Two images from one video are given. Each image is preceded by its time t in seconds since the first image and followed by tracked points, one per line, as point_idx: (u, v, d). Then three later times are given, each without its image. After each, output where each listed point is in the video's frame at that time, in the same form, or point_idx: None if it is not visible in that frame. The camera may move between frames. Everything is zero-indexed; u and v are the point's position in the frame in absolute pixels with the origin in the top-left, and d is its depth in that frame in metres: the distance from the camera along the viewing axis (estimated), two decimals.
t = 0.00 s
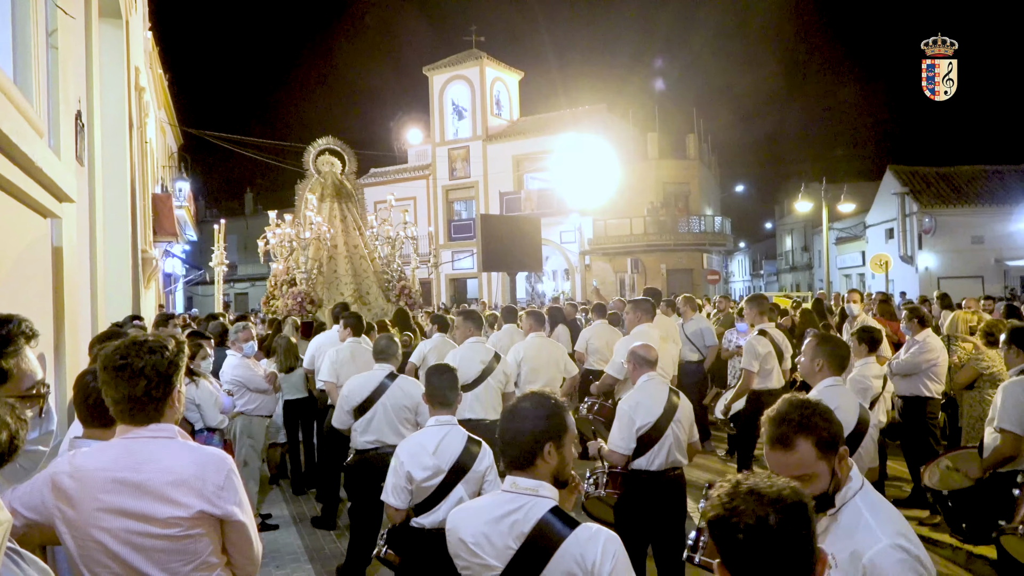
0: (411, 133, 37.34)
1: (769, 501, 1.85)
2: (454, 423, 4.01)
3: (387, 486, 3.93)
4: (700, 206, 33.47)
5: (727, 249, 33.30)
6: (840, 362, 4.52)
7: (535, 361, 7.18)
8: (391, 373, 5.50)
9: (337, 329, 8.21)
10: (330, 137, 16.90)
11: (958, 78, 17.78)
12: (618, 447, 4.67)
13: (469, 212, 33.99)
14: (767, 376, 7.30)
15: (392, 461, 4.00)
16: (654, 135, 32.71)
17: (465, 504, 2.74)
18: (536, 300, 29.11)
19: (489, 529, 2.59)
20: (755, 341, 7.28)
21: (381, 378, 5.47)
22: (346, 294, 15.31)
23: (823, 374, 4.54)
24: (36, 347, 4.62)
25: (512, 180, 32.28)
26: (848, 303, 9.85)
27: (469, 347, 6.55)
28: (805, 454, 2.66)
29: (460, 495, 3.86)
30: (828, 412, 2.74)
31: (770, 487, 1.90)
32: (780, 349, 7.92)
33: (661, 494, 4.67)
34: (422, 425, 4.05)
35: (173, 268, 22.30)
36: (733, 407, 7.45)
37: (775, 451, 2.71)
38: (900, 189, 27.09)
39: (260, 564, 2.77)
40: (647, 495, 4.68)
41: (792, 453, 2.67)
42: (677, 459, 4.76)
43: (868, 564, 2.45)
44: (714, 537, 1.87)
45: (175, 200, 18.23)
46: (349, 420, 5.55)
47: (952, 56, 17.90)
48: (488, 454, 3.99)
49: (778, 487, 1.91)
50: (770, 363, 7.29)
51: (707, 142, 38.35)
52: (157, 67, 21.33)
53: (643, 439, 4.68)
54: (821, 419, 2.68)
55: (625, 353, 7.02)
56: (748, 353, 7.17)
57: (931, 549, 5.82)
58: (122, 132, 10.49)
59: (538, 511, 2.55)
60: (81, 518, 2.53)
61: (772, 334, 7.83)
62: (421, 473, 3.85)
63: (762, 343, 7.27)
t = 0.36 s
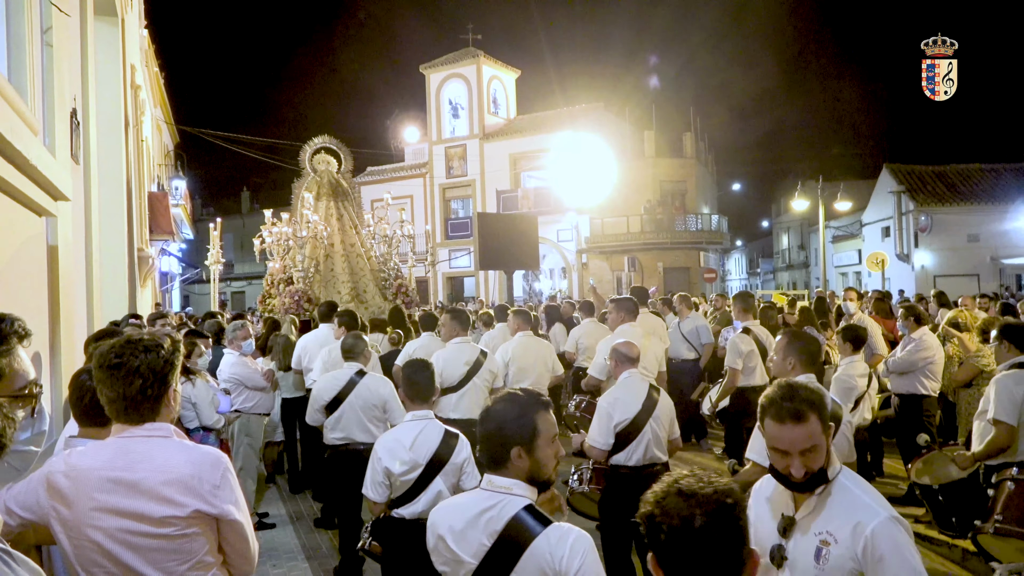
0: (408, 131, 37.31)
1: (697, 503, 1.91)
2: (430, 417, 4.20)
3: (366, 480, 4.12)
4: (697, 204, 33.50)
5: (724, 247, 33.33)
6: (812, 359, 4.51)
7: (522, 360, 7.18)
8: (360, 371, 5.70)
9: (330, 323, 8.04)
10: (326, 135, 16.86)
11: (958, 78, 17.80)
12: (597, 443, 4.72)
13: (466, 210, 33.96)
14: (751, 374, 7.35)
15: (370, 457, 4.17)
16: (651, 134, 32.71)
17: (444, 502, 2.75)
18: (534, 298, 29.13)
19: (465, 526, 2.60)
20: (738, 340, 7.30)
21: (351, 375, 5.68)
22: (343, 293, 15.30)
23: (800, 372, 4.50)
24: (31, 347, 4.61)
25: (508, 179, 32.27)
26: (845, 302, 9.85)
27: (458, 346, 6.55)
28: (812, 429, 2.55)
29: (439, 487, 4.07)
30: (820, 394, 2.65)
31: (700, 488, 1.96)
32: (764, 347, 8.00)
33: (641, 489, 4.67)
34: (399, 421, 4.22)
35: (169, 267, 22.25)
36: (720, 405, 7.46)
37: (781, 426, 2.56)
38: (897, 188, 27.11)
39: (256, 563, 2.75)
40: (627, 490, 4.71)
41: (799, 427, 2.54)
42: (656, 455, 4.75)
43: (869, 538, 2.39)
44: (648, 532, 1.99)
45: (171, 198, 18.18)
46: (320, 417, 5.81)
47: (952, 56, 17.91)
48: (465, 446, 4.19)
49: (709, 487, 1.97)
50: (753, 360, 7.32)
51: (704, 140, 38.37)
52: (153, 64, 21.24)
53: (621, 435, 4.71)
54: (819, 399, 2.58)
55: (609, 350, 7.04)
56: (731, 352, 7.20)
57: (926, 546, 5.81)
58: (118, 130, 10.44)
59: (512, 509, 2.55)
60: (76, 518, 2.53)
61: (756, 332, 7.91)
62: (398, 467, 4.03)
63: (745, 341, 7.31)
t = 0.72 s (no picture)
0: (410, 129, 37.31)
1: (631, 505, 1.93)
2: (414, 413, 4.27)
3: (352, 477, 4.22)
4: (698, 202, 33.46)
5: (726, 245, 33.30)
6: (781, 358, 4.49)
7: (512, 357, 7.18)
8: (348, 370, 5.82)
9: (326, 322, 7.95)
10: (328, 134, 16.85)
11: (958, 78, 17.77)
12: (586, 440, 4.86)
13: (467, 209, 33.94)
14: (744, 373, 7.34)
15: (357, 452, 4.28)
16: (652, 132, 32.67)
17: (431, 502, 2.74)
18: (535, 296, 29.11)
19: (448, 526, 2.59)
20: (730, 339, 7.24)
21: (339, 374, 5.81)
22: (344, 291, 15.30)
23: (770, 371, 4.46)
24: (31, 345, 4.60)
25: (509, 177, 32.23)
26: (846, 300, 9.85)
27: (449, 342, 6.54)
28: (806, 419, 2.53)
29: (425, 480, 4.14)
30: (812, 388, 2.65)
31: (638, 489, 1.98)
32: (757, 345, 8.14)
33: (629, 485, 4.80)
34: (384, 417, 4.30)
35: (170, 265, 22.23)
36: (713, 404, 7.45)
37: (775, 415, 2.55)
38: (898, 186, 27.04)
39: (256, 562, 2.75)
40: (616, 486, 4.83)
41: (792, 417, 2.53)
42: (644, 452, 4.89)
43: (863, 530, 2.39)
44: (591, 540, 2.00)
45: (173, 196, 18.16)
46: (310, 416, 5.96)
47: (952, 56, 17.87)
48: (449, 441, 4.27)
49: (650, 487, 1.99)
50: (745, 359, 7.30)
51: (705, 139, 38.34)
52: (153, 63, 21.21)
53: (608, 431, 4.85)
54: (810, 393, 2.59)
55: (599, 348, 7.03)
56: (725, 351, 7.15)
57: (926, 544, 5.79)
58: (119, 128, 10.43)
59: (496, 509, 2.55)
60: (77, 516, 2.52)
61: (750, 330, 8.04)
62: (383, 463, 4.14)
63: (738, 341, 7.20)
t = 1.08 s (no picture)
0: (411, 128, 37.37)
1: (625, 498, 1.95)
2: (411, 408, 4.29)
3: (349, 470, 4.25)
4: (700, 201, 33.45)
5: (727, 244, 33.30)
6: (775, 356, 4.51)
7: (507, 355, 7.20)
8: (347, 366, 5.85)
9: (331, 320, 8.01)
10: (329, 133, 16.84)
11: (959, 78, 17.76)
12: (579, 436, 4.85)
13: (469, 207, 33.94)
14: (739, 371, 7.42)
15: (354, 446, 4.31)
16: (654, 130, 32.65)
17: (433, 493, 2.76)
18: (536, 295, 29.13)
19: (448, 516, 2.61)
20: (726, 338, 7.36)
21: (338, 371, 5.83)
22: (344, 289, 15.31)
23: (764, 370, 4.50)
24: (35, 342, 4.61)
25: (511, 175, 32.21)
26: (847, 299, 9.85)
27: (445, 342, 6.60)
28: (814, 418, 2.54)
29: (421, 473, 4.18)
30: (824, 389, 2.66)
31: (633, 482, 2.00)
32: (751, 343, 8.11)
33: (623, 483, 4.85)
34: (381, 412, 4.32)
35: (172, 263, 22.24)
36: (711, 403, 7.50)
37: (781, 414, 2.57)
38: (900, 185, 27.00)
39: (260, 559, 2.77)
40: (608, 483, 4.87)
41: (800, 416, 2.54)
42: (636, 449, 4.92)
43: (864, 536, 2.39)
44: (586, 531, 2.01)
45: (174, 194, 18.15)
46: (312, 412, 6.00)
47: (952, 55, 17.85)
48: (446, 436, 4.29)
49: (647, 480, 2.01)
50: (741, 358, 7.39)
51: (707, 137, 38.29)
52: (155, 61, 21.23)
53: (601, 428, 4.87)
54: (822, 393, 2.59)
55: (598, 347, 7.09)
56: (722, 349, 7.26)
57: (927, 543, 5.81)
58: (121, 125, 10.44)
59: (493, 501, 2.57)
60: (81, 512, 2.53)
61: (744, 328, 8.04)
62: (380, 456, 4.18)
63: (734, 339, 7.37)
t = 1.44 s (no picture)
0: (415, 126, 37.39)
1: (676, 484, 1.95)
2: (422, 403, 4.29)
3: (362, 460, 4.23)
4: (704, 200, 33.39)
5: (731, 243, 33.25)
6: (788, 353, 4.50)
7: (515, 352, 7.20)
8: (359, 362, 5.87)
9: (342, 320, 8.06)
10: (331, 131, 16.84)
11: (958, 78, 17.71)
12: (583, 431, 4.83)
13: (472, 205, 33.96)
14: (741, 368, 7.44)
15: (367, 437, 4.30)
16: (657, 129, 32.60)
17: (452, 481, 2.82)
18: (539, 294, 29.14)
19: (468, 507, 2.67)
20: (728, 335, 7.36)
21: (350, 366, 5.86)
22: (346, 287, 15.33)
23: (776, 366, 4.50)
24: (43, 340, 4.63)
25: (515, 174, 32.19)
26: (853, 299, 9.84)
27: (465, 343, 6.49)
28: (807, 431, 2.51)
29: (431, 466, 4.21)
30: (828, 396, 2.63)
31: (683, 468, 2.02)
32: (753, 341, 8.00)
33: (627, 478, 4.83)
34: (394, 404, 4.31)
35: (176, 260, 22.29)
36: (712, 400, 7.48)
37: (774, 425, 2.56)
38: (905, 184, 26.89)
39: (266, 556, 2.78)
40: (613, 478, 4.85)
41: (794, 427, 2.53)
42: (639, 443, 4.92)
43: (869, 552, 2.34)
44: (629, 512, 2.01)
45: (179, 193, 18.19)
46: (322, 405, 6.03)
47: (953, 56, 17.81)
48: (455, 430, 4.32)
49: (693, 469, 2.02)
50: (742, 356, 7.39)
51: (711, 136, 38.24)
52: (160, 60, 21.27)
53: (606, 423, 4.86)
54: (822, 402, 2.56)
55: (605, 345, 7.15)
56: (722, 346, 7.26)
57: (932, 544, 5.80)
58: (126, 124, 10.46)
59: (513, 494, 2.63)
60: (87, 509, 2.55)
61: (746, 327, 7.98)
62: (393, 447, 4.16)
63: (735, 336, 7.37)
